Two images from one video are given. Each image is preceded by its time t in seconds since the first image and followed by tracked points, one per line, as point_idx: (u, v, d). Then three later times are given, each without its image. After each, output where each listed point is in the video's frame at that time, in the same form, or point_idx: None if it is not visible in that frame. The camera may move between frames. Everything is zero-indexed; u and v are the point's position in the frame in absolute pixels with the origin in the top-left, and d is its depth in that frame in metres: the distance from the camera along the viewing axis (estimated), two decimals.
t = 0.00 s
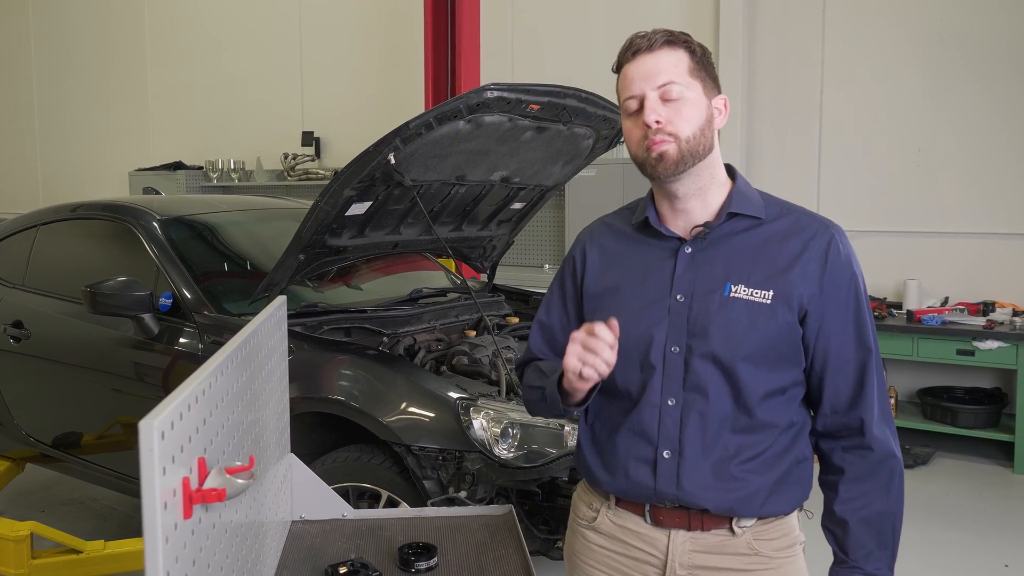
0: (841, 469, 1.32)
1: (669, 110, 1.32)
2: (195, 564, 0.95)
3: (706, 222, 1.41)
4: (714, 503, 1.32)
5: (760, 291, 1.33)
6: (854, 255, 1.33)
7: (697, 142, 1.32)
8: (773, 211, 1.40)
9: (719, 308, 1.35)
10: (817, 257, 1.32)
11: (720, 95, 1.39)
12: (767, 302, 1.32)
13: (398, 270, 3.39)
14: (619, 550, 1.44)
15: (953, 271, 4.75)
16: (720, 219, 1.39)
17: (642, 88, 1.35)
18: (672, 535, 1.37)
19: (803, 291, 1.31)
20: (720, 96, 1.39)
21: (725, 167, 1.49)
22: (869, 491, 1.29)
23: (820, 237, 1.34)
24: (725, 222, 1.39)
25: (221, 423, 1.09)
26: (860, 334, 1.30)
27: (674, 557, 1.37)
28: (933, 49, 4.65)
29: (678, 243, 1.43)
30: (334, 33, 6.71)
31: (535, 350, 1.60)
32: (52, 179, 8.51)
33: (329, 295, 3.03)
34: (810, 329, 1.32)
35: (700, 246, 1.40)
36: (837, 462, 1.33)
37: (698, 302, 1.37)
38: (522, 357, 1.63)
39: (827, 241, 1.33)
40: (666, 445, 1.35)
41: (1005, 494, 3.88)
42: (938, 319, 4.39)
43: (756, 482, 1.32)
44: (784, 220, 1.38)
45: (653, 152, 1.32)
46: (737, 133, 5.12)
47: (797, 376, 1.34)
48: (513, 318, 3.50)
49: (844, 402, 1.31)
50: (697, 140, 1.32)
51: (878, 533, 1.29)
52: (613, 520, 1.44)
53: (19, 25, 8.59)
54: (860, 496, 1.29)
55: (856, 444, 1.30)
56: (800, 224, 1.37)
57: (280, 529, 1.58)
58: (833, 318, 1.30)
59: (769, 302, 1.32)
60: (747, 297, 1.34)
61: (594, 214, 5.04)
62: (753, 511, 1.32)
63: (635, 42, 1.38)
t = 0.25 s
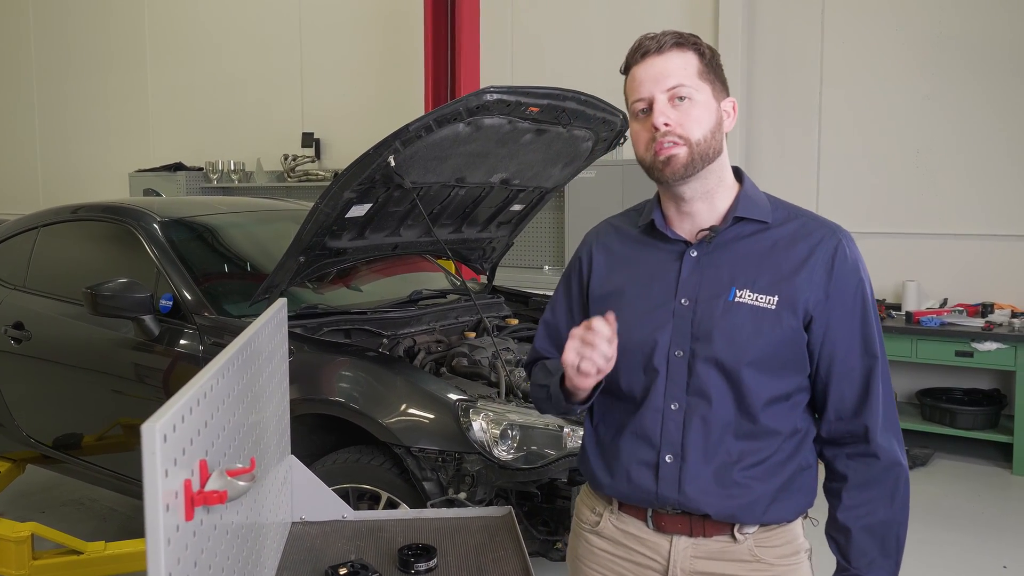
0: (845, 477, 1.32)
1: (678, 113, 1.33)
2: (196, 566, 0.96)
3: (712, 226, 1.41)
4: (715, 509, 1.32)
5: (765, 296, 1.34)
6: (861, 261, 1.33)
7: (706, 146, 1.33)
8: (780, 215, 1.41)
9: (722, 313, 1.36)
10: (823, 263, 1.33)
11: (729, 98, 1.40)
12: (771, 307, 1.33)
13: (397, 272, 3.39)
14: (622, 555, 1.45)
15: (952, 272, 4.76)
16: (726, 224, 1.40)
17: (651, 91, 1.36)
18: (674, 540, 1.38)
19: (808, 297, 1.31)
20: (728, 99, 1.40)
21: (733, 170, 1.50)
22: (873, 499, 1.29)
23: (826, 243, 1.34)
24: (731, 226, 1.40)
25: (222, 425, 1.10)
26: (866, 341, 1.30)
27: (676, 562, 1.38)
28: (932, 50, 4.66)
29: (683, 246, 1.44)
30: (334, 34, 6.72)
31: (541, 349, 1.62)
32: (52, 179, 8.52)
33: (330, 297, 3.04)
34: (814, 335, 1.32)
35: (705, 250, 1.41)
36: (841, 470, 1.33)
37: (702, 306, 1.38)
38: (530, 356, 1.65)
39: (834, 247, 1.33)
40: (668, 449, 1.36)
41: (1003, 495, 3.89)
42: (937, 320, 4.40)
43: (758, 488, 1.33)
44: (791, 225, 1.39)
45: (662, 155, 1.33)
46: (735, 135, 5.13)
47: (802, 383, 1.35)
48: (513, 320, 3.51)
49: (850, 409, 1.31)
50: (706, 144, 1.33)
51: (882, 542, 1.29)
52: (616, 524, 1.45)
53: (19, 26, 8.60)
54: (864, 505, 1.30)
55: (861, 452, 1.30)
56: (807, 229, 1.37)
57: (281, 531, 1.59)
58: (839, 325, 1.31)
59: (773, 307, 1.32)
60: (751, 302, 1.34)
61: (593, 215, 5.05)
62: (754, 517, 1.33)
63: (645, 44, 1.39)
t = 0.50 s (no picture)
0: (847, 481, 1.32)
1: (685, 113, 1.33)
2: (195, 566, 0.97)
3: (716, 225, 1.41)
4: (714, 510, 1.33)
5: (768, 296, 1.34)
6: (867, 262, 1.33)
7: (714, 146, 1.33)
8: (785, 215, 1.41)
9: (725, 312, 1.36)
10: (828, 264, 1.32)
11: (735, 99, 1.40)
12: (775, 308, 1.33)
13: (397, 272, 3.40)
14: (623, 556, 1.46)
15: (951, 273, 4.77)
16: (730, 223, 1.40)
17: (658, 90, 1.36)
18: (674, 543, 1.39)
19: (811, 298, 1.31)
20: (735, 100, 1.40)
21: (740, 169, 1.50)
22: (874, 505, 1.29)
23: (831, 244, 1.34)
24: (736, 225, 1.40)
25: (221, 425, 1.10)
26: (871, 344, 1.30)
27: (676, 565, 1.38)
28: (932, 51, 4.67)
29: (689, 245, 1.45)
30: (334, 34, 6.73)
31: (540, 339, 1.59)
32: (52, 179, 8.52)
33: (330, 298, 3.04)
34: (818, 336, 1.32)
35: (709, 249, 1.41)
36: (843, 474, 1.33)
37: (704, 305, 1.39)
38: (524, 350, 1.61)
39: (839, 247, 1.33)
40: (668, 448, 1.36)
41: (1002, 496, 3.89)
42: (936, 320, 4.40)
43: (759, 490, 1.33)
44: (797, 225, 1.39)
45: (668, 155, 1.33)
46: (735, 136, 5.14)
47: (805, 385, 1.35)
48: (512, 321, 3.52)
49: (852, 412, 1.31)
50: (714, 144, 1.33)
51: (884, 550, 1.30)
52: (618, 525, 1.46)
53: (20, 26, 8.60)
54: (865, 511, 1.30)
55: (863, 456, 1.30)
56: (812, 230, 1.37)
57: (279, 530, 1.59)
58: (842, 326, 1.30)
59: (777, 308, 1.33)
60: (754, 301, 1.35)
61: (593, 215, 5.05)
62: (753, 520, 1.33)
63: (652, 42, 1.38)
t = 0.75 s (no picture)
0: (858, 485, 1.31)
1: (699, 117, 1.33)
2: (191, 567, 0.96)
3: (728, 227, 1.41)
4: (727, 516, 1.33)
5: (781, 299, 1.34)
6: (880, 265, 1.33)
7: (726, 152, 1.34)
8: (798, 218, 1.40)
9: (737, 315, 1.36)
10: (841, 267, 1.32)
11: (749, 98, 1.40)
12: (787, 311, 1.33)
13: (397, 273, 3.40)
14: (632, 565, 1.46)
15: (950, 273, 4.77)
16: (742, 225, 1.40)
17: (673, 92, 1.35)
18: (684, 551, 1.39)
19: (825, 301, 1.31)
20: (749, 100, 1.39)
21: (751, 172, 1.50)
22: (887, 509, 1.28)
23: (845, 246, 1.33)
24: (748, 228, 1.40)
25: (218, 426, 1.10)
26: (884, 348, 1.30)
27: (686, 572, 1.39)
28: (930, 50, 4.67)
29: (699, 247, 1.45)
30: (334, 34, 6.73)
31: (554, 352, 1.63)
32: (52, 179, 8.52)
33: (330, 298, 3.05)
34: (831, 339, 1.32)
35: (721, 251, 1.41)
36: (854, 478, 1.32)
37: (716, 308, 1.39)
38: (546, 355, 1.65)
39: (853, 250, 1.33)
40: (679, 452, 1.37)
41: (1002, 496, 3.89)
42: (936, 321, 4.40)
43: (771, 495, 1.33)
44: (810, 227, 1.38)
45: (681, 161, 1.34)
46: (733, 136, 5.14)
47: (816, 389, 1.35)
48: (512, 321, 3.52)
49: (864, 416, 1.31)
50: (727, 150, 1.34)
51: (895, 554, 1.28)
52: (625, 533, 1.46)
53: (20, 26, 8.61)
54: (876, 515, 1.29)
55: (875, 460, 1.30)
56: (825, 232, 1.37)
57: (278, 532, 1.59)
58: (856, 330, 1.30)
59: (789, 311, 1.33)
60: (767, 304, 1.35)
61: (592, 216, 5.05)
62: (766, 525, 1.33)
63: (667, 42, 1.37)
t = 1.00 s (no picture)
0: (865, 489, 1.31)
1: (677, 143, 1.31)
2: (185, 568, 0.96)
3: (732, 229, 1.40)
4: (732, 518, 1.33)
5: (785, 301, 1.33)
6: (885, 268, 1.33)
7: (708, 174, 1.32)
8: (803, 219, 1.40)
9: (741, 317, 1.35)
10: (846, 270, 1.32)
11: (742, 105, 1.34)
12: (792, 313, 1.32)
13: (395, 272, 3.40)
14: (635, 566, 1.46)
15: (950, 273, 4.77)
16: (746, 227, 1.39)
17: (653, 115, 1.33)
18: (688, 552, 1.38)
19: (830, 303, 1.31)
20: (740, 110, 1.34)
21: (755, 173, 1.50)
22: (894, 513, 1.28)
23: (850, 248, 1.33)
24: (752, 229, 1.39)
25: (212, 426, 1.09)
26: (890, 351, 1.29)
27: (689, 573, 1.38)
28: (930, 50, 4.66)
29: (702, 249, 1.44)
30: (333, 35, 6.73)
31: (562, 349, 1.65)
32: (52, 180, 8.52)
33: (329, 298, 3.04)
34: (836, 341, 1.31)
35: (724, 252, 1.40)
36: (860, 482, 1.32)
37: (719, 309, 1.38)
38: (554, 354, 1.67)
39: (858, 253, 1.32)
40: (682, 455, 1.36)
41: (1001, 497, 3.89)
42: (936, 321, 4.39)
43: (776, 497, 1.33)
44: (814, 229, 1.38)
45: (665, 186, 1.34)
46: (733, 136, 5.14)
47: (821, 391, 1.34)
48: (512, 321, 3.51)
49: (870, 420, 1.31)
50: (709, 172, 1.31)
51: (902, 558, 1.29)
52: (629, 535, 1.46)
53: (19, 26, 8.60)
54: (882, 519, 1.29)
55: (880, 464, 1.29)
56: (830, 234, 1.36)
57: (275, 531, 1.59)
58: (861, 333, 1.30)
59: (794, 313, 1.32)
60: (771, 306, 1.34)
61: (592, 216, 5.04)
62: (770, 528, 1.33)
63: (647, 63, 1.34)
